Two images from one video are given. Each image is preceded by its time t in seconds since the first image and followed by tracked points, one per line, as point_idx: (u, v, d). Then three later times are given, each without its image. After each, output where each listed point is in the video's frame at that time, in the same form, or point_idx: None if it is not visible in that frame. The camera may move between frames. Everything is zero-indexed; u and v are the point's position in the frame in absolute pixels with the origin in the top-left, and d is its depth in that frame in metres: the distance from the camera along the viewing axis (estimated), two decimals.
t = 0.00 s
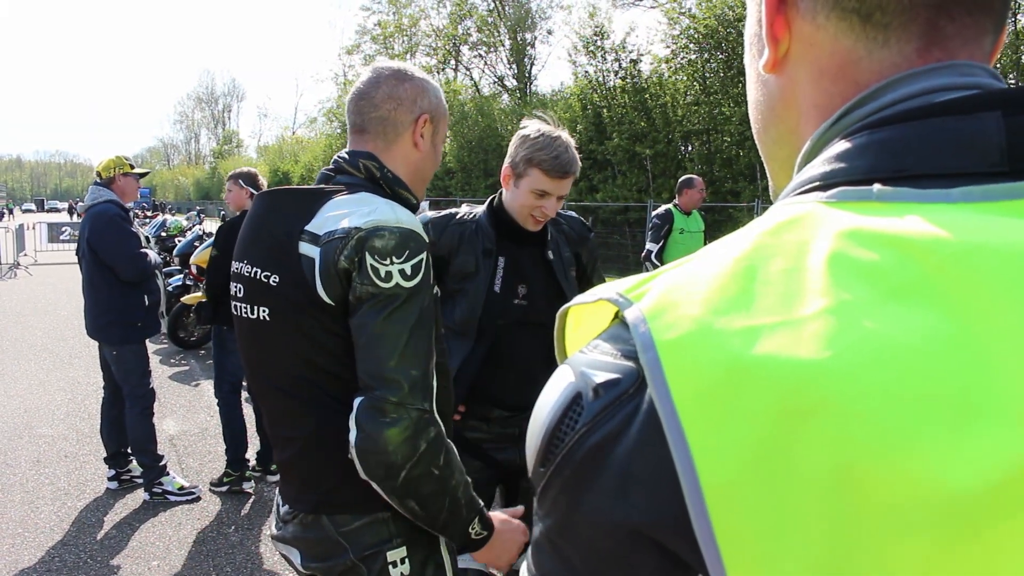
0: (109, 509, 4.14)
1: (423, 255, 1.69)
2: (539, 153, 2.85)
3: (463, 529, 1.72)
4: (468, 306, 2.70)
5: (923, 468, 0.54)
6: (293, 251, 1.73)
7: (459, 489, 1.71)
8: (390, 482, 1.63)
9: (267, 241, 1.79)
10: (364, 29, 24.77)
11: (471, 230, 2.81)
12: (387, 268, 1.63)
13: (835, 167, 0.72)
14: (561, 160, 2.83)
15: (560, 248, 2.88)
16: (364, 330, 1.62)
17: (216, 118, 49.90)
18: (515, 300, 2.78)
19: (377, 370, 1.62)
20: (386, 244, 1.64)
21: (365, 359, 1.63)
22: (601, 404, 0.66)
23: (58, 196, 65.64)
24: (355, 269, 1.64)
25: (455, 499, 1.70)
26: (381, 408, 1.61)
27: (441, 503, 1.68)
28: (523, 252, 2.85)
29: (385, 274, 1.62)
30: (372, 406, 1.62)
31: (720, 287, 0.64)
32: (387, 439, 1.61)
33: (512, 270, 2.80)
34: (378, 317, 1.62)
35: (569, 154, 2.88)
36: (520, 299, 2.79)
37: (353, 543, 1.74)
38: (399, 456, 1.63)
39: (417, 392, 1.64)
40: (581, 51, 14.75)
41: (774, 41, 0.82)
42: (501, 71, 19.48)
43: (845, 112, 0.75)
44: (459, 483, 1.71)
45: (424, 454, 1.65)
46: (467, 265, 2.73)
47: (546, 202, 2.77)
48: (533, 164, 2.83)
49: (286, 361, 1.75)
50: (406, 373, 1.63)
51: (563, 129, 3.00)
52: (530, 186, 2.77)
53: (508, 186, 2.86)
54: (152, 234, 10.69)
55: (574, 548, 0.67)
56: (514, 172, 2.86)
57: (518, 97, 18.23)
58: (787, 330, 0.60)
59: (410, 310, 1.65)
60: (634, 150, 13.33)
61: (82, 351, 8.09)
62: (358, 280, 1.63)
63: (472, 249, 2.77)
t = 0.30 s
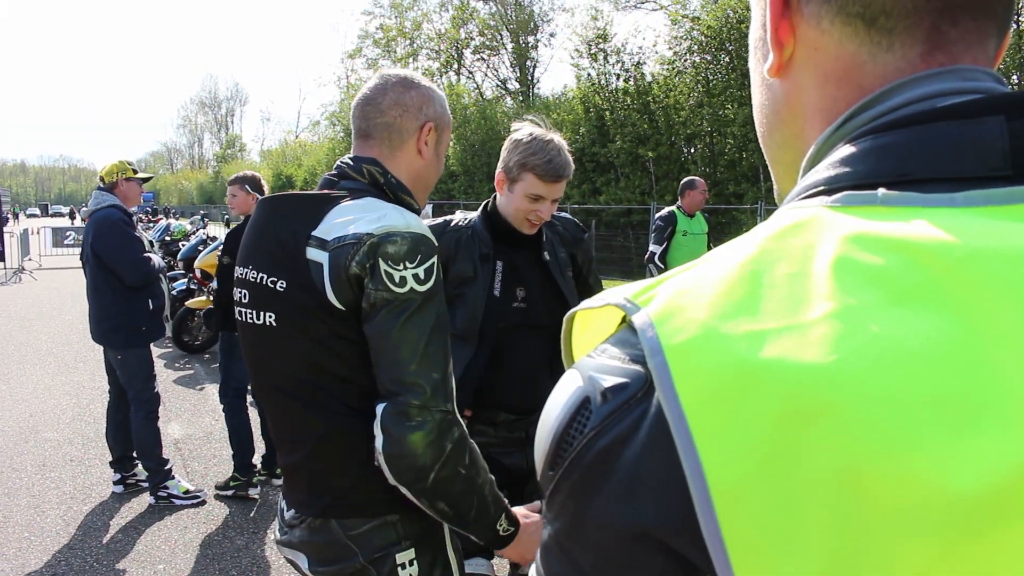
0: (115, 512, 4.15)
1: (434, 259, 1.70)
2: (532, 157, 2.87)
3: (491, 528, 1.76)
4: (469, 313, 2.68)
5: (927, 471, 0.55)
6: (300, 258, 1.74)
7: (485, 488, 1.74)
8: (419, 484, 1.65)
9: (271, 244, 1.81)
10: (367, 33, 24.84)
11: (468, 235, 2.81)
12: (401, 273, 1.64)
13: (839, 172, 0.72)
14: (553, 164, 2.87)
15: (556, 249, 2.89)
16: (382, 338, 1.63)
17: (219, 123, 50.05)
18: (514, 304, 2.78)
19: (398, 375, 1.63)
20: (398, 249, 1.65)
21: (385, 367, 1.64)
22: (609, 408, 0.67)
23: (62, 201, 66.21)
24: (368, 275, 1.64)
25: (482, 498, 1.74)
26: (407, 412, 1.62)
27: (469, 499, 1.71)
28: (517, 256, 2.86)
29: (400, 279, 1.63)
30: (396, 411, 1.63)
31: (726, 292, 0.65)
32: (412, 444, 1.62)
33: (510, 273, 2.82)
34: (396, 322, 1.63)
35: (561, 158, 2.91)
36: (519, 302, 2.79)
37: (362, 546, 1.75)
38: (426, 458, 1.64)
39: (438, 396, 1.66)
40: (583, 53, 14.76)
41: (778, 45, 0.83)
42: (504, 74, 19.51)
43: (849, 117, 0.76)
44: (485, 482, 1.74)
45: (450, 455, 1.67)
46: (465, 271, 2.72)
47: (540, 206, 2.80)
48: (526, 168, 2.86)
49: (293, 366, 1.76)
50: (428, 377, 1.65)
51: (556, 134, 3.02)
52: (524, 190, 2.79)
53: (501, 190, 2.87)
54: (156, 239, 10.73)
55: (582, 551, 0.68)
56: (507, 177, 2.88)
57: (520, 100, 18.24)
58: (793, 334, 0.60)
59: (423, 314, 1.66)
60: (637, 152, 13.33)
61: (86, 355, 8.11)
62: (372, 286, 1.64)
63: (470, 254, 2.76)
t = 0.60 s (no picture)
0: (120, 515, 4.16)
1: (432, 255, 1.71)
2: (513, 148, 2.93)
3: (514, 502, 1.79)
4: (468, 312, 2.70)
5: (932, 464, 0.55)
6: (297, 259, 1.74)
7: (504, 467, 1.77)
8: (442, 477, 1.66)
9: (266, 247, 1.81)
10: (367, 35, 24.86)
11: (467, 235, 2.82)
12: (402, 270, 1.65)
13: (843, 167, 0.72)
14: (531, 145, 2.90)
15: (557, 249, 2.88)
16: (389, 339, 1.64)
17: (221, 125, 50.11)
18: (514, 304, 2.79)
19: (410, 374, 1.64)
20: (397, 247, 1.65)
21: (395, 367, 1.65)
22: (615, 402, 0.67)
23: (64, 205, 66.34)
24: (367, 273, 1.65)
25: (503, 476, 1.77)
26: (423, 409, 1.63)
27: (492, 481, 1.74)
28: (516, 256, 2.86)
29: (400, 276, 1.64)
30: (410, 411, 1.63)
31: (730, 287, 0.65)
32: (432, 439, 1.63)
33: (509, 274, 2.82)
34: (402, 320, 1.63)
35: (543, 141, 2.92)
36: (518, 302, 2.80)
37: (365, 545, 1.76)
38: (447, 451, 1.66)
39: (451, 389, 1.67)
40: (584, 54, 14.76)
41: (781, 43, 0.83)
42: (505, 74, 19.51)
43: (851, 113, 0.76)
44: (504, 461, 1.77)
45: (469, 444, 1.69)
46: (464, 271, 2.73)
47: (518, 188, 2.80)
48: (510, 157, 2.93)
49: (293, 368, 1.76)
50: (440, 372, 1.66)
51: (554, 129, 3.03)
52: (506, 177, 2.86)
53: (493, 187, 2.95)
54: (159, 241, 10.75)
55: (585, 545, 0.68)
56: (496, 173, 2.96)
57: (522, 101, 18.24)
58: (797, 329, 0.60)
59: (426, 310, 1.67)
60: (639, 152, 13.32)
61: (90, 358, 8.12)
62: (372, 284, 1.65)
63: (470, 254, 2.77)
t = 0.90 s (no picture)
0: (118, 513, 4.16)
1: (423, 254, 1.71)
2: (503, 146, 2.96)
3: (511, 483, 1.81)
4: (462, 310, 2.70)
5: (931, 465, 0.55)
6: (290, 259, 1.74)
7: (496, 454, 1.78)
8: (431, 475, 1.68)
9: (261, 247, 1.81)
10: (368, 34, 24.86)
11: (463, 235, 2.82)
12: (390, 270, 1.64)
13: (841, 168, 0.72)
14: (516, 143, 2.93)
15: (555, 249, 2.88)
16: (374, 338, 1.64)
17: (222, 124, 50.12)
18: (509, 304, 2.79)
19: (392, 374, 1.64)
20: (386, 246, 1.65)
21: (380, 365, 1.65)
22: (611, 403, 0.67)
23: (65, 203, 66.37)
24: (356, 272, 1.65)
25: (496, 464, 1.78)
26: (404, 411, 1.63)
27: (484, 472, 1.76)
28: (512, 256, 2.86)
29: (388, 275, 1.64)
30: (392, 412, 1.64)
31: (728, 288, 0.65)
32: (416, 439, 1.63)
33: (505, 272, 2.82)
34: (386, 321, 1.63)
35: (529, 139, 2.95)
36: (514, 302, 2.79)
37: (359, 545, 1.76)
38: (432, 451, 1.66)
39: (432, 390, 1.66)
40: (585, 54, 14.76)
41: (779, 46, 0.83)
42: (506, 74, 19.52)
43: (850, 115, 0.76)
44: (496, 448, 1.77)
45: (454, 441, 1.69)
46: (458, 270, 2.73)
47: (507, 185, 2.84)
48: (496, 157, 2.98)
49: (287, 368, 1.76)
50: (421, 374, 1.65)
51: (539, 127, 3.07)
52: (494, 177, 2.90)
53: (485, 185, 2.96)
54: (159, 240, 10.75)
55: (580, 546, 0.68)
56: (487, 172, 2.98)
57: (522, 101, 18.24)
58: (795, 331, 0.60)
59: (412, 310, 1.66)
60: (639, 152, 13.32)
61: (89, 357, 8.12)
62: (360, 283, 1.64)
63: (464, 253, 2.78)
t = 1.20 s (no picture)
0: (122, 513, 4.17)
1: (422, 257, 1.70)
2: (511, 142, 2.86)
3: (527, 482, 1.80)
4: (461, 311, 2.71)
5: (937, 471, 0.54)
6: (289, 261, 1.73)
7: (508, 453, 1.76)
8: (440, 477, 1.68)
9: (260, 249, 1.81)
10: (371, 35, 24.88)
11: (461, 236, 2.82)
12: (389, 273, 1.64)
13: (846, 170, 0.71)
14: (530, 139, 2.86)
15: (556, 249, 2.87)
16: (375, 341, 1.64)
17: (225, 125, 50.25)
18: (510, 304, 2.78)
19: (393, 377, 1.63)
20: (385, 250, 1.65)
21: (380, 370, 1.64)
22: (614, 408, 0.66)
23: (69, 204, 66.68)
24: (355, 275, 1.64)
25: (509, 463, 1.77)
26: (405, 414, 1.63)
27: (497, 472, 1.75)
28: (512, 257, 2.85)
29: (387, 279, 1.64)
30: (393, 415, 1.63)
31: (731, 291, 0.64)
32: (422, 441, 1.63)
33: (504, 273, 2.81)
34: (386, 325, 1.63)
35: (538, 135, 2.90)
36: (514, 302, 2.79)
37: (359, 547, 1.75)
38: (438, 452, 1.66)
39: (434, 391, 1.66)
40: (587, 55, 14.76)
41: (783, 45, 0.82)
42: (509, 75, 19.51)
43: (854, 115, 0.75)
44: (507, 447, 1.76)
45: (461, 441, 1.68)
46: (457, 272, 2.73)
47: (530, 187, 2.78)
48: (506, 153, 2.86)
49: (285, 371, 1.75)
50: (422, 377, 1.65)
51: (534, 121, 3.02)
52: (511, 174, 2.80)
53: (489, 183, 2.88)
54: (163, 241, 10.78)
55: (582, 551, 0.67)
56: (492, 170, 2.88)
57: (525, 101, 18.23)
58: (800, 335, 0.59)
59: (411, 314, 1.66)
60: (643, 153, 13.31)
61: (93, 357, 8.13)
62: (359, 286, 1.64)
63: (463, 254, 2.78)
